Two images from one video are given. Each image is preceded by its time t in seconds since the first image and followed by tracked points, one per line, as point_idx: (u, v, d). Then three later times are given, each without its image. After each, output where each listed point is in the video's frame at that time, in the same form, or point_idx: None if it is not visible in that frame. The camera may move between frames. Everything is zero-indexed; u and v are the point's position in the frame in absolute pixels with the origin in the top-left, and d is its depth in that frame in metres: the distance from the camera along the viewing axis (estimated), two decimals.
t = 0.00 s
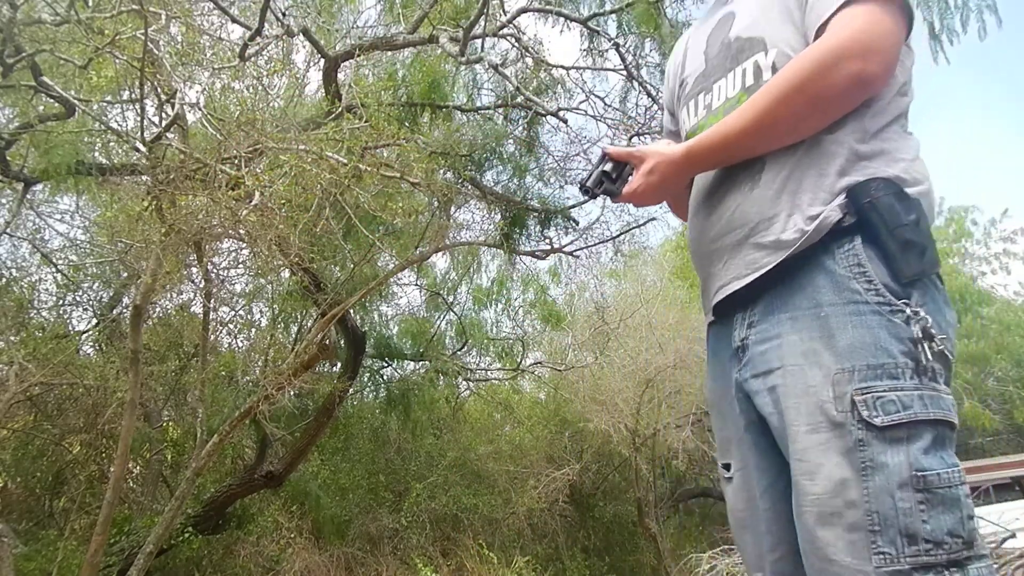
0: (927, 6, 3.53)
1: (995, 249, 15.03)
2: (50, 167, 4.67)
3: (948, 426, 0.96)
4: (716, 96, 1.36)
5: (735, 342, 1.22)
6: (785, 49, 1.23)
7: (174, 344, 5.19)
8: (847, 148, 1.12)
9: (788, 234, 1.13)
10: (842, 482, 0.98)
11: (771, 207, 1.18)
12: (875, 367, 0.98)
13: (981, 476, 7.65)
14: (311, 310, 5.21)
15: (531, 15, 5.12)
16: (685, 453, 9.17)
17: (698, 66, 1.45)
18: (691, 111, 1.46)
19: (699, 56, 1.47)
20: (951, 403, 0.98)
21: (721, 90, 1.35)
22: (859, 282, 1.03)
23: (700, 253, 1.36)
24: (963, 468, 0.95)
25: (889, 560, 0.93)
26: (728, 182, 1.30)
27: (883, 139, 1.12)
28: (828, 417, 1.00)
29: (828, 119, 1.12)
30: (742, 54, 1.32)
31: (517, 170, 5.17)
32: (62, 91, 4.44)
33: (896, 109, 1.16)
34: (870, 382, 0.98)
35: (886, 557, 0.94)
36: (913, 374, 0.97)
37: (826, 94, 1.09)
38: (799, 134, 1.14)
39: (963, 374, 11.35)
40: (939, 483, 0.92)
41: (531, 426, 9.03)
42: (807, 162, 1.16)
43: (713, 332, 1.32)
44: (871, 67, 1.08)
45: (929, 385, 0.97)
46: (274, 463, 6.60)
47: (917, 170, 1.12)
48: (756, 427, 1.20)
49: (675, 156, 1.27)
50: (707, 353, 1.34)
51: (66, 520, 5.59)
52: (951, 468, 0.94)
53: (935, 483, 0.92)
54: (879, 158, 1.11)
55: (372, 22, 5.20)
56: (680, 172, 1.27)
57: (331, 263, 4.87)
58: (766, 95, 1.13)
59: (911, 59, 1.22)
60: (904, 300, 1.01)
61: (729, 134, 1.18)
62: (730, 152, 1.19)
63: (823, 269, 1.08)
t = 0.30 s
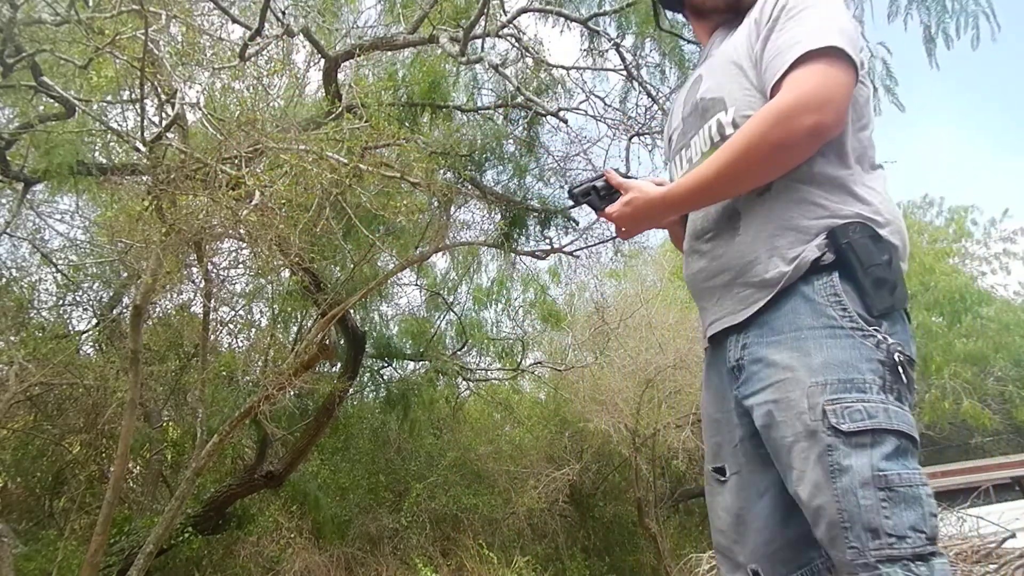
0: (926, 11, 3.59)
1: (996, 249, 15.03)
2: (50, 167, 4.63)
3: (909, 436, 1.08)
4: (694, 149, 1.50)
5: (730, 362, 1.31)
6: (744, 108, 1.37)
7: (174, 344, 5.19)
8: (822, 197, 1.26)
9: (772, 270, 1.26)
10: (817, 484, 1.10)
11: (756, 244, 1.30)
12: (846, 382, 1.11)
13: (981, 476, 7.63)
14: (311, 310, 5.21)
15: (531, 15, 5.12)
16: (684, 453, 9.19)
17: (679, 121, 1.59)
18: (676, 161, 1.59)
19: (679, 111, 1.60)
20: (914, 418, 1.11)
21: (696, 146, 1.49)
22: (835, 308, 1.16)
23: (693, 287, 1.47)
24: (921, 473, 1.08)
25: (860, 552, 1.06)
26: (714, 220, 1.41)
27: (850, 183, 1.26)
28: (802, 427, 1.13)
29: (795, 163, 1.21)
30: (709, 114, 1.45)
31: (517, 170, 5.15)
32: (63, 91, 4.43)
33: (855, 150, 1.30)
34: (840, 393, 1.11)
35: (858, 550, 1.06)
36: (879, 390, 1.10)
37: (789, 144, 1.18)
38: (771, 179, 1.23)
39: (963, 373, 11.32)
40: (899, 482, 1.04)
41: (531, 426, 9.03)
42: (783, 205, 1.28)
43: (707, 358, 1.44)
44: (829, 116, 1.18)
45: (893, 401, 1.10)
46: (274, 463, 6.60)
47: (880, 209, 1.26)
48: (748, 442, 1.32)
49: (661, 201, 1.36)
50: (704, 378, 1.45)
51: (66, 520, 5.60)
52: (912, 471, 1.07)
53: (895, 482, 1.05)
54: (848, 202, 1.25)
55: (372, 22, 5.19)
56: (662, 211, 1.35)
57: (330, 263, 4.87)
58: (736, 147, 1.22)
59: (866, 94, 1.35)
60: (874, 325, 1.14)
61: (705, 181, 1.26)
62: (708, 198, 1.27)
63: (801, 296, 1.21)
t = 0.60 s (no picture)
0: (923, 12, 3.59)
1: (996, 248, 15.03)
2: (50, 166, 4.62)
3: (826, 455, 1.17)
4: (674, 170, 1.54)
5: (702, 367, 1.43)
6: (707, 127, 1.40)
7: (174, 344, 5.20)
8: (777, 210, 1.32)
9: (724, 282, 1.35)
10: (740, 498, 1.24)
11: (716, 255, 1.39)
12: (762, 405, 1.22)
13: (981, 476, 7.62)
14: (311, 310, 5.21)
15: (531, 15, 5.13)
16: (684, 453, 9.19)
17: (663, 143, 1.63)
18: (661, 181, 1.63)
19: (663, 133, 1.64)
20: (837, 435, 1.17)
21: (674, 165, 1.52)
22: (766, 325, 1.26)
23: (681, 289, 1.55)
24: (833, 492, 1.16)
25: (772, 563, 1.20)
26: (694, 225, 1.49)
27: (808, 193, 1.31)
28: (730, 442, 1.26)
29: (769, 164, 1.22)
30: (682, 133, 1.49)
31: (517, 170, 5.14)
32: (62, 91, 4.42)
33: (818, 156, 1.34)
34: (759, 414, 1.22)
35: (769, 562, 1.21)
36: (793, 413, 1.19)
37: (762, 145, 1.20)
38: (745, 181, 1.25)
39: (964, 373, 11.30)
40: (802, 505, 1.16)
41: (531, 426, 9.03)
42: (742, 217, 1.36)
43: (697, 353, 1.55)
44: (799, 117, 1.19)
45: (812, 422, 1.18)
46: (274, 463, 6.60)
47: (841, 213, 1.30)
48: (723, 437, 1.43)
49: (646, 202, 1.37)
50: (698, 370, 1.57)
51: (66, 520, 5.60)
52: (819, 491, 1.16)
53: (797, 505, 1.16)
54: (805, 212, 1.30)
55: (372, 22, 5.19)
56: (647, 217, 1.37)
57: (330, 263, 4.87)
58: (710, 148, 1.23)
59: (833, 97, 1.38)
60: (799, 343, 1.22)
61: (682, 184, 1.28)
62: (687, 202, 1.28)
63: (744, 310, 1.31)
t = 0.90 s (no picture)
0: (926, 11, 3.62)
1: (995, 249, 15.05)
2: (50, 166, 4.62)
3: (794, 457, 1.20)
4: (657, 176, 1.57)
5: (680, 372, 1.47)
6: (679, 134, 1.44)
7: (174, 344, 5.20)
8: (739, 217, 1.36)
9: (695, 289, 1.39)
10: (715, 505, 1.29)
11: (687, 262, 1.43)
12: (732, 409, 1.26)
13: (980, 476, 7.62)
14: (311, 310, 5.20)
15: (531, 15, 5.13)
16: (685, 453, 9.19)
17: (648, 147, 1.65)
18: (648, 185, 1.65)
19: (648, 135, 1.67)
20: (806, 434, 1.21)
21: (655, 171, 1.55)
22: (732, 331, 1.30)
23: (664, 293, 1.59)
24: (805, 491, 1.19)
25: (748, 568, 1.25)
26: (669, 232, 1.52)
27: (769, 197, 1.34)
28: (704, 447, 1.30)
29: (735, 169, 1.24)
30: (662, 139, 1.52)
31: (517, 170, 5.14)
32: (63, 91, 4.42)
33: (782, 158, 1.36)
34: (729, 419, 1.26)
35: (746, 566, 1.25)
36: (761, 414, 1.23)
37: (723, 151, 1.22)
38: (711, 188, 1.27)
39: (963, 374, 11.29)
40: (772, 508, 1.19)
41: (531, 426, 9.02)
42: (707, 224, 1.40)
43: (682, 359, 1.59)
44: (761, 126, 1.21)
45: (779, 423, 1.22)
46: (274, 463, 6.60)
47: (803, 216, 1.32)
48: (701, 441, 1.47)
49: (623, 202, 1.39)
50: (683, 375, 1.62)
51: (66, 520, 5.60)
52: (792, 492, 1.19)
53: (770, 508, 1.19)
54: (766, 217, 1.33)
55: (372, 22, 5.18)
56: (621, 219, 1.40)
57: (331, 263, 4.87)
58: (676, 156, 1.26)
59: (801, 96, 1.39)
60: (764, 345, 1.25)
61: (652, 189, 1.31)
62: (657, 207, 1.32)
63: (711, 317, 1.35)
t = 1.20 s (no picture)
0: (926, 9, 3.64)
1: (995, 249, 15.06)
2: (51, 166, 4.63)
3: (806, 457, 1.21)
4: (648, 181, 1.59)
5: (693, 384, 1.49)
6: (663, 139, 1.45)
7: (174, 344, 5.20)
8: (724, 221, 1.37)
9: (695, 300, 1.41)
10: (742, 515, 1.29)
11: (684, 273, 1.45)
12: (738, 420, 1.27)
13: (980, 476, 7.62)
14: (311, 310, 5.20)
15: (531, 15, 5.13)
16: (685, 453, 9.18)
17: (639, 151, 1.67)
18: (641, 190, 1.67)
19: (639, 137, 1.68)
20: (815, 431, 1.21)
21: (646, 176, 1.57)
22: (725, 340, 1.32)
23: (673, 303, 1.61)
24: (821, 489, 1.19)
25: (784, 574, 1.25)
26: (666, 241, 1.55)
27: (746, 200, 1.35)
28: (718, 460, 1.32)
29: (716, 182, 1.25)
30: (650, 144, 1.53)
31: (517, 170, 5.14)
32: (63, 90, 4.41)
33: (758, 158, 1.36)
34: (736, 430, 1.28)
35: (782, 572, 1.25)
36: (767, 420, 1.24)
37: (700, 163, 1.23)
38: (694, 199, 1.28)
39: (964, 374, 11.29)
40: (794, 511, 1.20)
41: (531, 426, 9.03)
42: (693, 232, 1.42)
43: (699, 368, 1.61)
44: (736, 136, 1.22)
45: (786, 425, 1.22)
46: (274, 463, 6.60)
47: (781, 215, 1.33)
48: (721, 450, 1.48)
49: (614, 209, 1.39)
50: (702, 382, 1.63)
51: (66, 520, 5.60)
52: (810, 493, 1.19)
53: (792, 513, 1.20)
54: (746, 221, 1.34)
55: (372, 22, 5.17)
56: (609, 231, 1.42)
57: (331, 263, 4.87)
58: (656, 170, 1.27)
59: (780, 89, 1.39)
60: (755, 352, 1.27)
61: (635, 203, 1.33)
62: (644, 219, 1.33)
63: (708, 328, 1.38)
